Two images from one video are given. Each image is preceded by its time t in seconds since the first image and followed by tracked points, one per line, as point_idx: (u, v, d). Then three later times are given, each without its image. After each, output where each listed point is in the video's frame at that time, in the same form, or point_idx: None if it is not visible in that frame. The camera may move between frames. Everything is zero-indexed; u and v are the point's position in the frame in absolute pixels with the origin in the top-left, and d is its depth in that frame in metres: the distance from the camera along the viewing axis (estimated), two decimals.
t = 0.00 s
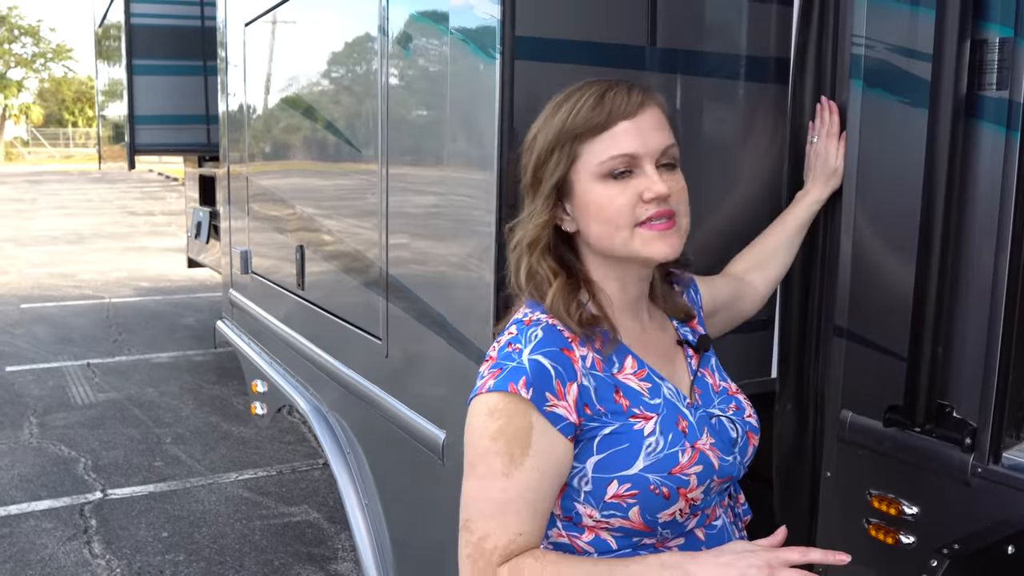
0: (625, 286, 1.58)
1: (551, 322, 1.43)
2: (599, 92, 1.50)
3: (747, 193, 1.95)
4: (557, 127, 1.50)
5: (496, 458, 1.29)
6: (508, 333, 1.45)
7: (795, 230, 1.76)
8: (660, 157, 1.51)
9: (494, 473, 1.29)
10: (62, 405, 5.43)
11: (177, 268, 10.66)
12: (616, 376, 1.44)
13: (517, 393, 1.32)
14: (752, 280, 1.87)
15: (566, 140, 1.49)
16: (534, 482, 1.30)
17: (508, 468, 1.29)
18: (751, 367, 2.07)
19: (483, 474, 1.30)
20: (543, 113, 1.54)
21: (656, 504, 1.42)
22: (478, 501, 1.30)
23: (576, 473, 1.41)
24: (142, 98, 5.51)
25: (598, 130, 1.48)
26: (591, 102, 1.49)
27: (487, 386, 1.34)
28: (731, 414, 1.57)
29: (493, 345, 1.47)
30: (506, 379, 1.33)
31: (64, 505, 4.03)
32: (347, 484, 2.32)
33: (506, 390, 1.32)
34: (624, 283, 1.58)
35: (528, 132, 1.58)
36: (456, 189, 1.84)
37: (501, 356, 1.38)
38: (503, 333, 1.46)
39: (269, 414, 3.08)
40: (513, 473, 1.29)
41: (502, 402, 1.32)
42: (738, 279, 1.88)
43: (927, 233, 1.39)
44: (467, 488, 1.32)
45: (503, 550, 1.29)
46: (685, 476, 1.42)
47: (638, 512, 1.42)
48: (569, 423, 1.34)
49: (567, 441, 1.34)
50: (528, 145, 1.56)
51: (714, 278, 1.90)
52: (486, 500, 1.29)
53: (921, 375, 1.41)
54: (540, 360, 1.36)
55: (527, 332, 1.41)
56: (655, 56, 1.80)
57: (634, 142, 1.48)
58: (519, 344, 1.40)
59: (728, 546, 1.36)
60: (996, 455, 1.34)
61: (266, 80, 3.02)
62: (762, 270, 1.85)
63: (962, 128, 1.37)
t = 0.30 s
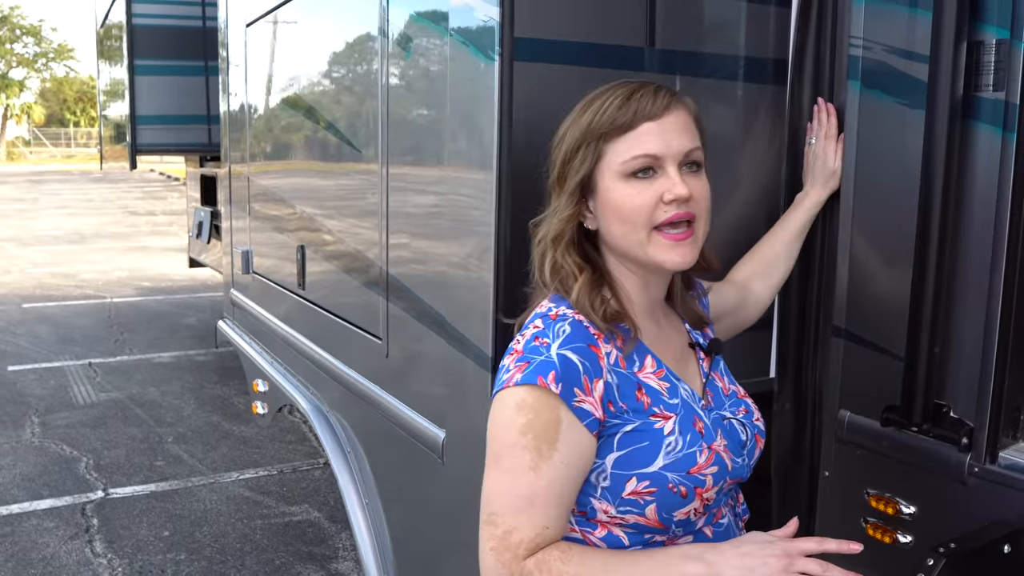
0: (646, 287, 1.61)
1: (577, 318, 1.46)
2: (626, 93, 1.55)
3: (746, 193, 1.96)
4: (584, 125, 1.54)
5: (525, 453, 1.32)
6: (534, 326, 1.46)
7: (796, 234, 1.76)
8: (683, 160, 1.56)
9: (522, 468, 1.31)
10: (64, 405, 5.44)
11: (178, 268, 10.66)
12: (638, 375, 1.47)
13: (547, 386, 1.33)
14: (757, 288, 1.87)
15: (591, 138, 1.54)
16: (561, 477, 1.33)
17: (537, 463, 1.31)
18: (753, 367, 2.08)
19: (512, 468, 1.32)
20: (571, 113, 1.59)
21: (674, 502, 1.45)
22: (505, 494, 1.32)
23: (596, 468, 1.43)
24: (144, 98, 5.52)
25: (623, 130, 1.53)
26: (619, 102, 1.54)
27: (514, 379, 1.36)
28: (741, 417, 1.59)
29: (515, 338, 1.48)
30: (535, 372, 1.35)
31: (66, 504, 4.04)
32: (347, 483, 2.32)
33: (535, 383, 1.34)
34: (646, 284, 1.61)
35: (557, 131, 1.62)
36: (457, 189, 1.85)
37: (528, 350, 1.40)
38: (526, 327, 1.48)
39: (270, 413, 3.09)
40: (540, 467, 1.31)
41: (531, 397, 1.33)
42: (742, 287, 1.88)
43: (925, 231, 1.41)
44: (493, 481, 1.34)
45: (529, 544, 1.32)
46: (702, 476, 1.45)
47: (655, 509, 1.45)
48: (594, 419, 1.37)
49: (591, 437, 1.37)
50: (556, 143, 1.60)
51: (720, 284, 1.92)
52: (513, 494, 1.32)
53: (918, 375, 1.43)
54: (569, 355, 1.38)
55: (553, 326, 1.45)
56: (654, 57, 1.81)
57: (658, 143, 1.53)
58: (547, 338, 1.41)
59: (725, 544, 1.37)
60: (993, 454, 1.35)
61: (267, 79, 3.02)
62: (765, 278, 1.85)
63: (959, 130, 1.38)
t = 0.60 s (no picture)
0: (666, 286, 1.64)
1: (600, 315, 1.48)
2: (649, 96, 1.57)
3: (749, 193, 1.96)
4: (608, 127, 1.56)
5: (548, 449, 1.32)
6: (556, 322, 1.47)
7: (797, 237, 1.76)
8: (704, 163, 1.58)
9: (545, 463, 1.32)
10: (67, 405, 5.45)
11: (180, 268, 10.67)
12: (657, 373, 1.48)
13: (571, 383, 1.35)
14: (761, 291, 1.88)
15: (615, 140, 1.56)
16: (582, 473, 1.33)
17: (560, 458, 1.32)
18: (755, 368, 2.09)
19: (535, 463, 1.32)
20: (594, 115, 1.61)
21: (687, 500, 1.47)
22: (527, 490, 1.32)
23: (612, 464, 1.45)
24: (146, 99, 5.53)
25: (646, 133, 1.55)
26: (642, 105, 1.56)
27: (538, 375, 1.36)
28: (751, 417, 1.61)
29: (535, 334, 1.48)
30: (560, 367, 1.36)
31: (69, 504, 4.05)
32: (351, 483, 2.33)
33: (559, 379, 1.35)
34: (666, 283, 1.63)
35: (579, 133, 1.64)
36: (460, 189, 1.86)
37: (551, 346, 1.41)
38: (548, 322, 1.48)
39: (274, 413, 3.10)
40: (563, 463, 1.32)
41: (555, 393, 1.35)
42: (749, 289, 1.89)
43: (927, 229, 1.42)
44: (514, 476, 1.33)
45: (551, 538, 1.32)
46: (716, 475, 1.48)
47: (669, 506, 1.48)
48: (615, 416, 1.38)
49: (612, 434, 1.38)
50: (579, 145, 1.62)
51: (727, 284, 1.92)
52: (536, 490, 1.32)
53: (921, 375, 1.44)
54: (592, 352, 1.39)
55: (577, 324, 1.45)
56: (656, 58, 1.82)
57: (681, 145, 1.55)
58: (571, 335, 1.42)
59: (729, 543, 1.37)
60: (995, 454, 1.35)
61: (270, 80, 3.03)
62: (769, 279, 1.86)
63: (961, 130, 1.39)
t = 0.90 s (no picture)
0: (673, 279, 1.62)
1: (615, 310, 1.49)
2: (639, 96, 1.58)
3: (753, 193, 1.96)
4: (600, 132, 1.58)
5: (599, 439, 1.26)
6: (572, 317, 1.47)
7: (802, 237, 1.77)
8: (700, 159, 1.58)
9: (600, 453, 1.25)
10: (69, 404, 5.45)
11: (183, 269, 10.67)
12: (673, 365, 1.49)
13: (601, 375, 1.33)
14: (766, 292, 1.88)
15: (608, 145, 1.57)
16: (642, 456, 1.26)
17: (614, 444, 1.25)
18: (760, 368, 2.09)
19: (591, 456, 1.25)
20: (588, 122, 1.62)
21: (700, 492, 1.48)
22: (594, 485, 1.24)
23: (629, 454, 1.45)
24: (149, 98, 5.53)
25: (639, 132, 1.56)
26: (632, 106, 1.57)
27: (565, 372, 1.36)
28: (753, 411, 1.63)
29: (549, 329, 1.48)
30: (586, 361, 1.35)
31: (72, 503, 4.05)
32: (356, 484, 2.33)
33: (589, 373, 1.34)
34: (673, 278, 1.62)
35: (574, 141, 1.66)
36: (464, 188, 1.85)
37: (573, 341, 1.40)
38: (562, 318, 1.48)
39: (277, 412, 3.10)
40: (619, 449, 1.25)
41: (588, 387, 1.32)
42: (752, 290, 1.88)
43: (932, 227, 1.42)
44: (576, 480, 1.27)
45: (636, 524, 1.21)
46: (728, 467, 1.50)
47: (682, 498, 1.48)
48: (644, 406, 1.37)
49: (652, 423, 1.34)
50: (574, 153, 1.63)
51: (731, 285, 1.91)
52: (598, 481, 1.24)
53: (926, 374, 1.44)
54: (615, 344, 1.40)
55: (595, 318, 1.46)
56: (661, 57, 1.82)
57: (674, 143, 1.56)
58: (590, 329, 1.42)
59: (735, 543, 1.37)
60: (1001, 453, 1.35)
61: (273, 79, 3.04)
62: (774, 280, 1.86)
63: (967, 130, 1.40)
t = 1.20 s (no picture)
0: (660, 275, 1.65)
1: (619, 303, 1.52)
2: (620, 98, 1.58)
3: (757, 193, 1.96)
4: (584, 134, 1.58)
5: (670, 410, 1.30)
6: (588, 310, 1.49)
7: (802, 238, 1.77)
8: (682, 159, 1.59)
9: (679, 421, 1.29)
10: (72, 404, 5.46)
11: (185, 268, 10.67)
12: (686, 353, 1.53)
13: (644, 354, 1.37)
14: (762, 291, 1.88)
15: (592, 147, 1.58)
16: (712, 405, 1.30)
17: (685, 408, 1.30)
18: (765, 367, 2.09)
19: (675, 428, 1.29)
20: (569, 123, 1.63)
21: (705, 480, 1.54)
22: (696, 453, 1.28)
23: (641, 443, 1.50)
24: (152, 98, 5.54)
25: (622, 135, 1.57)
26: (615, 109, 1.58)
27: (599, 363, 1.39)
28: (743, 406, 1.64)
29: (563, 324, 1.49)
30: (622, 348, 1.38)
31: (75, 502, 4.06)
32: (359, 483, 2.33)
33: (631, 357, 1.37)
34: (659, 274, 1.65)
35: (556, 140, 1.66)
36: (467, 188, 1.85)
37: (597, 333, 1.43)
38: (574, 314, 1.49)
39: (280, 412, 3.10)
40: (692, 411, 1.29)
41: (635, 369, 1.36)
42: (749, 290, 1.90)
43: (938, 225, 1.41)
44: (673, 458, 1.30)
45: (755, 465, 1.25)
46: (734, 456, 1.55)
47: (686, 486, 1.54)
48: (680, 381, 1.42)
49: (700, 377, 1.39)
50: (557, 153, 1.64)
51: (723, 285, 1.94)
52: (696, 446, 1.28)
53: (930, 375, 1.43)
54: (643, 329, 1.43)
55: (612, 312, 1.48)
56: (665, 56, 1.82)
57: (657, 145, 1.57)
58: (612, 320, 1.45)
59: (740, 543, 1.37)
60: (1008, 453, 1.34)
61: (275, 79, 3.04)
62: (772, 281, 1.86)
63: (972, 129, 1.39)
